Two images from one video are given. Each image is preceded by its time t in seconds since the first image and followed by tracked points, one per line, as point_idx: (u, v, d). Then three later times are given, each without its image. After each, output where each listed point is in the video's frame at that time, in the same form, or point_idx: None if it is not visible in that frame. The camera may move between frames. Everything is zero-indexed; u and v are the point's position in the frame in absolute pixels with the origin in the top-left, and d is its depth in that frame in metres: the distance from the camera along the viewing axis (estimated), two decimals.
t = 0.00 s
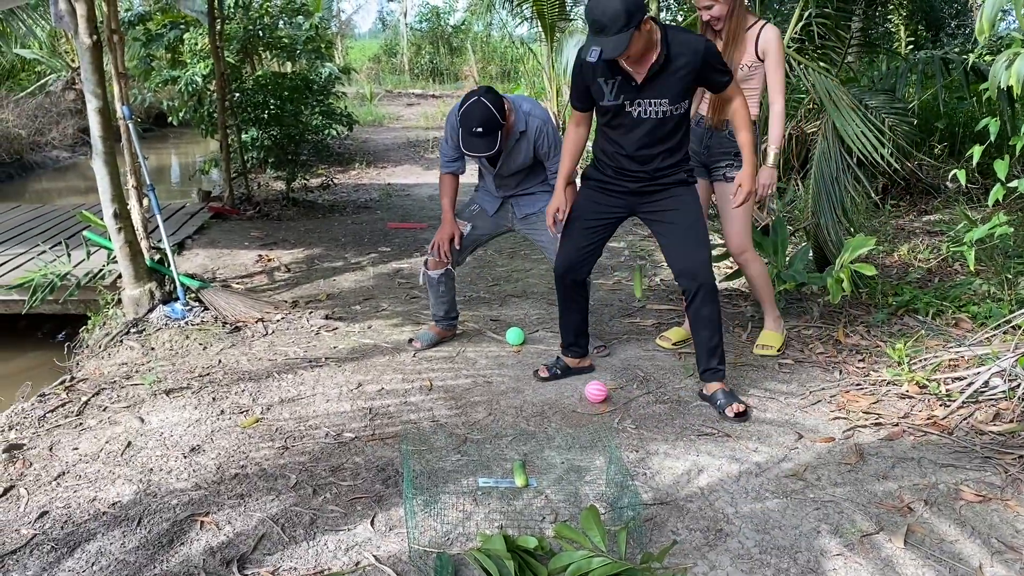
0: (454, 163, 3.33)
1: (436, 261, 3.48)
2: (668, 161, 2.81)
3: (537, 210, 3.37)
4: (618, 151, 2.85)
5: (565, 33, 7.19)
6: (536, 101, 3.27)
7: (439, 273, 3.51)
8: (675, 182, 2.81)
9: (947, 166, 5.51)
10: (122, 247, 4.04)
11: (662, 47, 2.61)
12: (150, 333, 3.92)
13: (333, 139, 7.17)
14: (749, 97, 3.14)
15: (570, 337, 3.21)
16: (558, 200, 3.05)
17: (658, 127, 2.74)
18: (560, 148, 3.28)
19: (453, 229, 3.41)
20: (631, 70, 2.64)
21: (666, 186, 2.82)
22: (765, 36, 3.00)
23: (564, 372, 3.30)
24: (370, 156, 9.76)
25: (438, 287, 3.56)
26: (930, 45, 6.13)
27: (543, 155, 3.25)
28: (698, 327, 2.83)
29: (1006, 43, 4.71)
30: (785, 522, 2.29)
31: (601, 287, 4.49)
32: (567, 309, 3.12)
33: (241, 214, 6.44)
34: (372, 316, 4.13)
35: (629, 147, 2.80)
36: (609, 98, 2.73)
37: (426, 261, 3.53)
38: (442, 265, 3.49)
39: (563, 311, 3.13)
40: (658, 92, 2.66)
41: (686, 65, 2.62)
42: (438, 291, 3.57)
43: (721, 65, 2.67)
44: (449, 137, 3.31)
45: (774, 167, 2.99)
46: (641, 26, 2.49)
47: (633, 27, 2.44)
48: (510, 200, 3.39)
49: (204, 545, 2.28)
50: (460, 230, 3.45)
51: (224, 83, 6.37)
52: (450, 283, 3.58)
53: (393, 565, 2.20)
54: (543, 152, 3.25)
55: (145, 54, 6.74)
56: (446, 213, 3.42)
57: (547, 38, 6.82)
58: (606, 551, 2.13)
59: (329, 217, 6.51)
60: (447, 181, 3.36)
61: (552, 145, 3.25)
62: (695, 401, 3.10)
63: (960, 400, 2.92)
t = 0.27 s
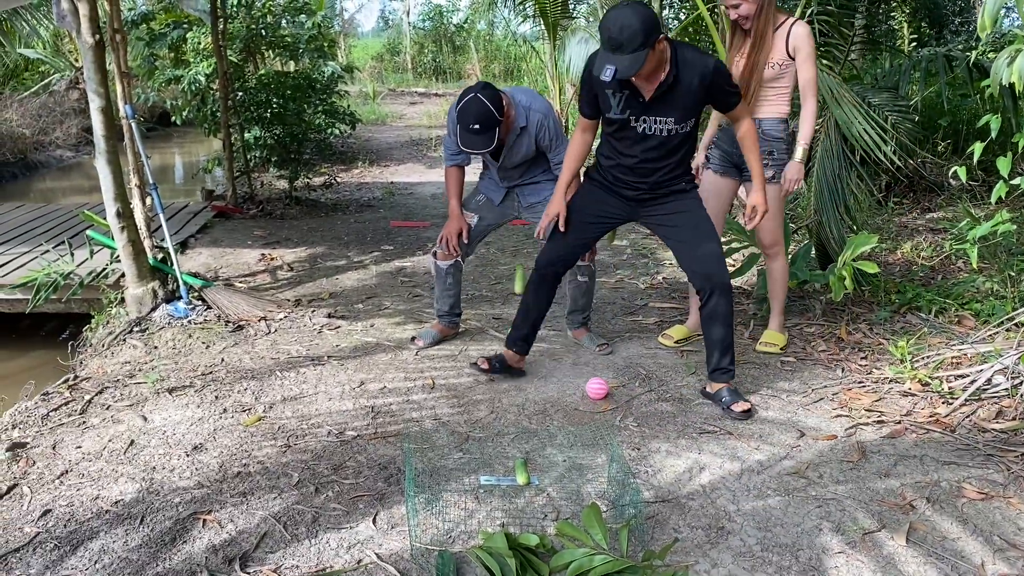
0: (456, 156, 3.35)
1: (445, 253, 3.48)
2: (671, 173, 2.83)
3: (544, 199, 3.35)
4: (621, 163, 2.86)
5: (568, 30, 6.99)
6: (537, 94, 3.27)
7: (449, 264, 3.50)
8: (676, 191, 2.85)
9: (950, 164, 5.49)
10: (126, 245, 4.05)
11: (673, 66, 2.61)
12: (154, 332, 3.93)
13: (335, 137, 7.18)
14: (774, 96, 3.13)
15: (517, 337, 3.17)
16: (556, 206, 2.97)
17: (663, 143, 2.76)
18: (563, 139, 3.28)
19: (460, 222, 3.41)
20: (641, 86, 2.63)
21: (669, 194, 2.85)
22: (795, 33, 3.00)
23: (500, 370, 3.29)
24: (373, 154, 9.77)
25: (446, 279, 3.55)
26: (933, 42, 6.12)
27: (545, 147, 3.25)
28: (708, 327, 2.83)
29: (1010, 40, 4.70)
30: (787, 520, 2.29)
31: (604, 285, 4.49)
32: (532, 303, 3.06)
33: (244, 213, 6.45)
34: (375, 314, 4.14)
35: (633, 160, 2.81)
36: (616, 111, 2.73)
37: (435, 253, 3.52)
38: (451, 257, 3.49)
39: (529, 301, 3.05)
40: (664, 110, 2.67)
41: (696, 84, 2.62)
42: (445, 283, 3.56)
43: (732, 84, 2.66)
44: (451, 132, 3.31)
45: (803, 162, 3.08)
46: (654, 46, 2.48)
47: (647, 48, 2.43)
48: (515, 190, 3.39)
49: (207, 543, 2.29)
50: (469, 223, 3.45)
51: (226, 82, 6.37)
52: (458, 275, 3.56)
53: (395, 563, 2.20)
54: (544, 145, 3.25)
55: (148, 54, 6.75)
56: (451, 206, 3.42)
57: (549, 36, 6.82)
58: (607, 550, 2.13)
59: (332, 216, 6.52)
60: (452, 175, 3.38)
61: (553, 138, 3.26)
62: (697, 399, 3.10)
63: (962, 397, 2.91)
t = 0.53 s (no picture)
0: (457, 150, 3.35)
1: (450, 245, 3.46)
2: (647, 195, 2.91)
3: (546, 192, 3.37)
4: (600, 190, 2.94)
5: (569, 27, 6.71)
6: (537, 90, 3.28)
7: (453, 256, 3.49)
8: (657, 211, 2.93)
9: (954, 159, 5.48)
10: (128, 243, 4.06)
11: (637, 100, 2.73)
12: (157, 329, 3.94)
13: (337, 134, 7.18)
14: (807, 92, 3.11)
15: (495, 337, 3.13)
16: (533, 231, 2.99)
17: (635, 173, 2.87)
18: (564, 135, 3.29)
19: (462, 216, 3.42)
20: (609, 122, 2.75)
21: (650, 214, 2.93)
22: (816, 29, 2.98)
23: (487, 378, 3.23)
24: (376, 151, 9.77)
25: (450, 272, 3.54)
26: (936, 36, 6.11)
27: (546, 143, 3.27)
28: (712, 327, 2.84)
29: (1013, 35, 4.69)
30: (790, 516, 2.30)
31: (606, 281, 4.49)
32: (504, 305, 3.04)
33: (247, 210, 6.45)
34: (377, 311, 4.14)
35: (609, 189, 2.92)
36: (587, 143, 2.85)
37: (439, 244, 3.51)
38: (456, 249, 3.48)
39: (492, 310, 3.06)
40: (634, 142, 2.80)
41: (662, 115, 2.75)
42: (449, 275, 3.55)
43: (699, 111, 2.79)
44: (451, 126, 3.31)
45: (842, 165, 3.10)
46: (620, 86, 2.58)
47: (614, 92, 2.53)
48: (516, 181, 3.39)
49: (211, 540, 2.30)
50: (470, 215, 3.45)
51: (228, 80, 6.38)
52: (462, 268, 3.55)
53: (399, 559, 2.21)
54: (545, 141, 3.26)
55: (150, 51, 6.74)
56: (452, 200, 3.42)
57: (551, 32, 6.81)
58: (611, 545, 2.13)
59: (334, 212, 6.52)
60: (452, 170, 3.38)
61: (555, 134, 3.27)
62: (699, 395, 3.10)
63: (965, 392, 2.91)
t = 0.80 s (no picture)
0: (456, 144, 3.36)
1: (450, 236, 3.49)
2: (644, 205, 2.92)
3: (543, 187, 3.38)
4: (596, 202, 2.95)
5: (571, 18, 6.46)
6: (535, 87, 3.27)
7: (454, 247, 3.51)
8: (654, 220, 2.94)
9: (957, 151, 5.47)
10: (132, 238, 4.07)
11: (632, 114, 2.75)
12: (160, 324, 3.95)
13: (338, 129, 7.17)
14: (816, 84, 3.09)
15: (490, 332, 3.15)
16: (527, 235, 2.99)
17: (630, 187, 2.89)
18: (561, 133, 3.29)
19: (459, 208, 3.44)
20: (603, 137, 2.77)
21: (647, 225, 2.93)
22: (823, 21, 2.96)
23: (489, 371, 3.24)
24: (377, 145, 9.77)
25: (450, 264, 3.56)
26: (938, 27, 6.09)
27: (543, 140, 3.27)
28: (716, 318, 2.83)
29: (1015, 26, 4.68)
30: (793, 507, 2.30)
31: (608, 275, 4.49)
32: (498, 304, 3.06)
33: (249, 205, 6.46)
34: (380, 305, 4.15)
35: (607, 201, 2.92)
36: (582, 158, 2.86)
37: (440, 236, 3.54)
38: (456, 240, 3.50)
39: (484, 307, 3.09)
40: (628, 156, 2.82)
41: (655, 129, 2.77)
42: (449, 266, 3.57)
43: (693, 127, 2.81)
44: (449, 121, 3.32)
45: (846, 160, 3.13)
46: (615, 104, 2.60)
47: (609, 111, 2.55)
48: (514, 174, 3.39)
49: (215, 533, 2.31)
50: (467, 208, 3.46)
51: (230, 75, 6.37)
52: (462, 259, 3.57)
53: (403, 552, 2.22)
54: (543, 138, 3.27)
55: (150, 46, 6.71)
56: (451, 193, 3.45)
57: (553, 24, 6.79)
58: (614, 538, 2.14)
59: (336, 207, 6.52)
60: (450, 164, 3.39)
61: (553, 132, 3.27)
62: (702, 388, 3.10)
63: (968, 384, 2.92)
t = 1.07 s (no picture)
0: (455, 136, 3.35)
1: (450, 228, 3.48)
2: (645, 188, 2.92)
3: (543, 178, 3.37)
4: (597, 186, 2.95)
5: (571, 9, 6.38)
6: (533, 77, 3.26)
7: (454, 238, 3.51)
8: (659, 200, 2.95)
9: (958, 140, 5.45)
10: (132, 231, 4.07)
11: (631, 104, 2.73)
12: (162, 317, 3.96)
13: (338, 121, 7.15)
14: (816, 74, 3.06)
15: (496, 322, 3.14)
16: (534, 222, 2.98)
17: (631, 174, 2.89)
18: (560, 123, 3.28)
19: (458, 202, 3.44)
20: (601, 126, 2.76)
21: (649, 206, 2.95)
22: (821, 11, 2.93)
23: (491, 363, 3.24)
24: (378, 138, 9.76)
25: (452, 254, 3.56)
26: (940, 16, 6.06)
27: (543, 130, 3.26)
28: (718, 303, 2.84)
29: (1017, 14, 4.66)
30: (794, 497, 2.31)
31: (609, 265, 4.49)
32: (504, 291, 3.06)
33: (250, 198, 6.46)
34: (381, 297, 4.15)
35: (610, 188, 2.92)
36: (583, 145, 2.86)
37: (440, 227, 3.53)
38: (456, 232, 3.50)
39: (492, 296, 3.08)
40: (628, 143, 2.81)
41: (654, 116, 2.76)
42: (450, 257, 3.57)
43: (693, 113, 2.81)
44: (449, 112, 3.30)
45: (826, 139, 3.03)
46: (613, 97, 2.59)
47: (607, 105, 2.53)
48: (514, 165, 3.38)
49: (218, 525, 2.32)
50: (466, 200, 3.46)
51: (229, 67, 6.36)
52: (463, 251, 3.57)
53: (405, 542, 2.23)
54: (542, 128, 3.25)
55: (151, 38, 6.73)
56: (450, 186, 3.44)
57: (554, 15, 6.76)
58: (615, 527, 2.15)
59: (336, 199, 6.52)
60: (449, 157, 3.38)
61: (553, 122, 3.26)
62: (704, 378, 3.11)
63: (969, 373, 2.92)
